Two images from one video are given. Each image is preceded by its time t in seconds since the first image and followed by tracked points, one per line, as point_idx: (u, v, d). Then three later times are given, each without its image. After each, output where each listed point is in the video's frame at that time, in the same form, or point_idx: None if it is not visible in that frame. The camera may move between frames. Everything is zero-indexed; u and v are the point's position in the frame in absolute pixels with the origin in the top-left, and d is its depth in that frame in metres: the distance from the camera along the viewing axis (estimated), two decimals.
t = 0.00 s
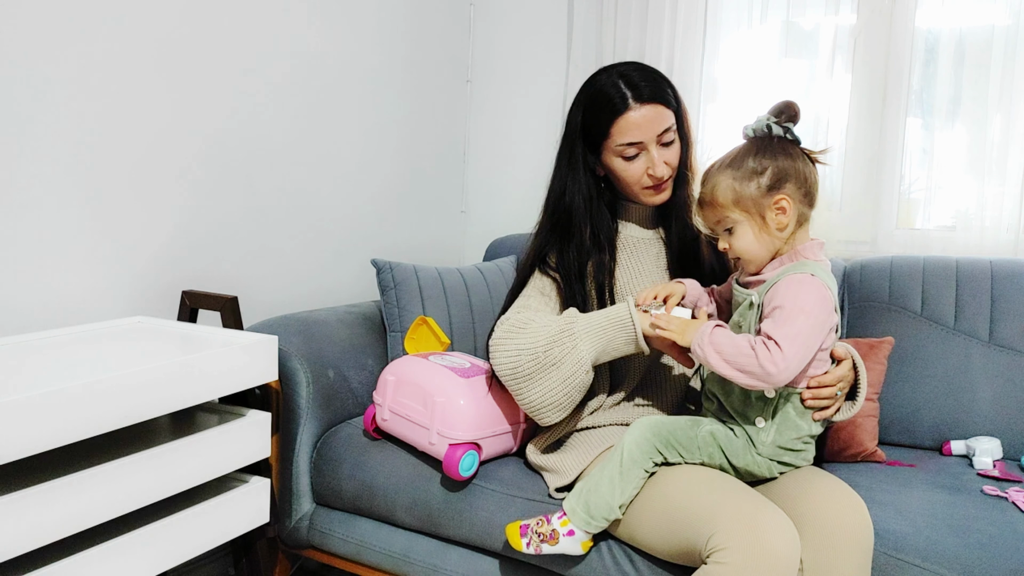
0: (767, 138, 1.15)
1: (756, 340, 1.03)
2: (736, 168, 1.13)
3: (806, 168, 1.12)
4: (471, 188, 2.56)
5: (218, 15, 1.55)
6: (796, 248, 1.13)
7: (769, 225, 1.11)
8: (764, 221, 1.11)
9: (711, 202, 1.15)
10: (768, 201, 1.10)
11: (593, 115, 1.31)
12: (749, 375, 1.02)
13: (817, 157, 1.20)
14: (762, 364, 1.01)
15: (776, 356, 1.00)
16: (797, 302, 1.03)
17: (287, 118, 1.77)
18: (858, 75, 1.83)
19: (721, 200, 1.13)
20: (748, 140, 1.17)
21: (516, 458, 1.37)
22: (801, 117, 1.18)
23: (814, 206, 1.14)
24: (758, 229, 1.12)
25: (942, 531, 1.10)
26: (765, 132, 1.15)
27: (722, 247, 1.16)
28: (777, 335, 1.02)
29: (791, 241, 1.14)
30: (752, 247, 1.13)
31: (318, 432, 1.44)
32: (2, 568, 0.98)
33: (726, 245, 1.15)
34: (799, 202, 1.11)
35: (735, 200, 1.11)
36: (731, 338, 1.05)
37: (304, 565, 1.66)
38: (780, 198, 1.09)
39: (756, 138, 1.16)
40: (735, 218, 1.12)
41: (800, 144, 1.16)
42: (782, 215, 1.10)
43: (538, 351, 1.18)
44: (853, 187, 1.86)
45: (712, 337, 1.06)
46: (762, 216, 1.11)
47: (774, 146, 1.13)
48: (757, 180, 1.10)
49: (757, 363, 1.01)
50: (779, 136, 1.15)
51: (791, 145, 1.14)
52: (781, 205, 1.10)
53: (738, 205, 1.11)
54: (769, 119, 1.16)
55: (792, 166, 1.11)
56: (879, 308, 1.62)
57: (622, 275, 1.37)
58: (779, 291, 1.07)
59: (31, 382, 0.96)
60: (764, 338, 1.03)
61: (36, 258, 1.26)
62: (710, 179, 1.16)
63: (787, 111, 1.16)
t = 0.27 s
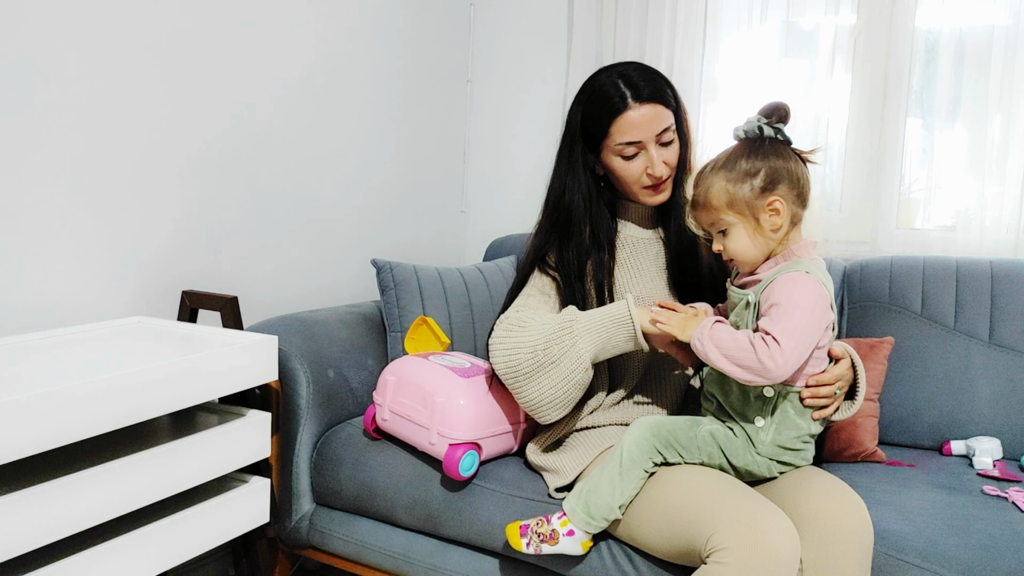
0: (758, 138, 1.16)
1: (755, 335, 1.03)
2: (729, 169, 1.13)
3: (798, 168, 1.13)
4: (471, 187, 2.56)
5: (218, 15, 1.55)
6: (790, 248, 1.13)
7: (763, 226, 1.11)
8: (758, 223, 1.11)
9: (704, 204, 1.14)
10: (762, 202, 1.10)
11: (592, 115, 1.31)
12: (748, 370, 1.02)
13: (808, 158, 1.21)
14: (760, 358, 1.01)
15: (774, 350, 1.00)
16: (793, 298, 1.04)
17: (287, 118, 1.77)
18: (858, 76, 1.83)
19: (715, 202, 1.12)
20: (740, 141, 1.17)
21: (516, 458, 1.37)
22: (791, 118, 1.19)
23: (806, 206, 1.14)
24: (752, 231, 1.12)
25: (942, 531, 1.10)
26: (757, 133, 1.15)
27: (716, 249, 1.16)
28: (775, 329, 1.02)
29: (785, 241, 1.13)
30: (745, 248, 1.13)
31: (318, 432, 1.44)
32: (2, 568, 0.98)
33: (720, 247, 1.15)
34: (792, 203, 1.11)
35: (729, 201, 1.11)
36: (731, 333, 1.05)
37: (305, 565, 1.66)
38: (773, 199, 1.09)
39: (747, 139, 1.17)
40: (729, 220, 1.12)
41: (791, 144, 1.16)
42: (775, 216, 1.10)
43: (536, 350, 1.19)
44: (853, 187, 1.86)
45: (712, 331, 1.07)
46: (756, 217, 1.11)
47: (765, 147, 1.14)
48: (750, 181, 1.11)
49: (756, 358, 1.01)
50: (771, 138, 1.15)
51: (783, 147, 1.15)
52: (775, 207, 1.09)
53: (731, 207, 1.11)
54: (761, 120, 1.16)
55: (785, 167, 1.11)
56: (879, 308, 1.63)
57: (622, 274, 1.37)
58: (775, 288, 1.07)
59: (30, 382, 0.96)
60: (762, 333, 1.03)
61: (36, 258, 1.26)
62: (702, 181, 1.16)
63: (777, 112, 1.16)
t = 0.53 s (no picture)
0: (754, 139, 1.16)
1: (755, 329, 1.03)
2: (724, 170, 1.13)
3: (794, 169, 1.12)
4: (471, 188, 2.56)
5: (218, 15, 1.55)
6: (786, 248, 1.13)
7: (760, 226, 1.11)
8: (755, 223, 1.11)
9: (701, 205, 1.14)
10: (758, 202, 1.10)
11: (591, 112, 1.31)
12: (748, 364, 1.02)
13: (803, 158, 1.20)
14: (762, 352, 1.01)
15: (775, 344, 1.00)
16: (793, 295, 1.04)
17: (288, 118, 1.77)
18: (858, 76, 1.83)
19: (712, 204, 1.12)
20: (735, 142, 1.17)
21: (516, 458, 1.37)
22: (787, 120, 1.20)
23: (803, 206, 1.14)
24: (749, 231, 1.12)
25: (943, 531, 1.10)
26: (753, 134, 1.16)
27: (713, 250, 1.16)
28: (776, 324, 1.02)
29: (781, 241, 1.14)
30: (743, 248, 1.12)
31: (318, 432, 1.44)
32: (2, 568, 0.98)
33: (717, 247, 1.15)
34: (789, 203, 1.11)
35: (726, 202, 1.11)
36: (733, 328, 1.05)
37: (305, 566, 1.66)
38: (770, 199, 1.09)
39: (742, 141, 1.17)
40: (726, 220, 1.12)
41: (786, 146, 1.16)
42: (772, 216, 1.10)
43: (534, 347, 1.19)
44: (853, 187, 1.86)
45: (715, 327, 1.06)
46: (752, 218, 1.11)
47: (761, 148, 1.14)
48: (746, 182, 1.10)
49: (757, 351, 1.01)
50: (766, 139, 1.15)
51: (779, 147, 1.15)
52: (772, 207, 1.10)
53: (727, 208, 1.11)
54: (756, 122, 1.17)
55: (781, 167, 1.11)
56: (879, 307, 1.63)
57: (622, 274, 1.37)
58: (775, 286, 1.07)
59: (30, 382, 0.96)
60: (763, 327, 1.03)
61: (36, 258, 1.26)
62: (698, 182, 1.16)
63: (772, 113, 1.17)
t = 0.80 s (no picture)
0: (753, 140, 1.16)
1: (749, 327, 1.04)
2: (724, 170, 1.13)
3: (793, 170, 1.12)
4: (471, 188, 2.56)
5: (218, 15, 1.55)
6: (785, 247, 1.13)
7: (759, 226, 1.11)
8: (753, 222, 1.11)
9: (700, 204, 1.14)
10: (757, 201, 1.10)
11: (592, 111, 1.31)
12: (742, 362, 1.02)
13: (802, 159, 1.20)
14: (756, 348, 1.01)
15: (769, 340, 1.00)
16: (787, 292, 1.04)
17: (288, 118, 1.77)
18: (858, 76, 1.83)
19: (711, 203, 1.12)
20: (733, 142, 1.17)
21: (516, 458, 1.37)
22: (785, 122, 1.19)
23: (802, 207, 1.14)
24: (748, 230, 1.12)
25: (942, 531, 1.10)
26: (751, 134, 1.15)
27: (712, 249, 1.16)
28: (769, 320, 1.02)
29: (780, 241, 1.13)
30: (742, 247, 1.12)
31: (318, 432, 1.44)
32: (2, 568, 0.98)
33: (716, 247, 1.15)
34: (788, 203, 1.11)
35: (724, 202, 1.11)
36: (726, 329, 1.05)
37: (304, 566, 1.66)
38: (768, 199, 1.09)
39: (741, 141, 1.16)
40: (725, 219, 1.12)
41: (785, 147, 1.16)
42: (771, 216, 1.10)
43: (534, 347, 1.19)
44: (853, 187, 1.86)
45: (709, 329, 1.07)
46: (751, 217, 1.11)
47: (760, 149, 1.13)
48: (745, 182, 1.10)
49: (751, 348, 1.01)
50: (765, 139, 1.15)
51: (778, 148, 1.14)
52: (770, 206, 1.10)
53: (726, 207, 1.11)
54: (755, 122, 1.17)
55: (780, 167, 1.11)
56: (879, 308, 1.63)
57: (622, 274, 1.37)
58: (770, 286, 1.07)
59: (30, 382, 0.96)
60: (757, 326, 1.04)
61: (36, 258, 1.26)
62: (697, 182, 1.16)
63: (772, 114, 1.17)
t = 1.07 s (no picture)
0: (750, 140, 1.16)
1: (751, 327, 1.04)
2: (720, 170, 1.13)
3: (789, 169, 1.13)
4: (471, 188, 2.56)
5: (218, 15, 1.55)
6: (782, 248, 1.13)
7: (756, 225, 1.11)
8: (750, 222, 1.11)
9: (697, 205, 1.14)
10: (753, 201, 1.10)
11: (592, 111, 1.31)
12: (746, 362, 1.02)
13: (799, 159, 1.20)
14: (760, 347, 1.01)
15: (772, 339, 1.00)
16: (786, 292, 1.04)
17: (288, 118, 1.77)
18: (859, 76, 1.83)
19: (708, 204, 1.12)
20: (730, 143, 1.17)
21: (516, 458, 1.37)
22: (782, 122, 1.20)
23: (799, 206, 1.13)
24: (745, 230, 1.12)
25: (942, 531, 1.10)
26: (748, 135, 1.16)
27: (710, 249, 1.16)
28: (770, 319, 1.02)
29: (777, 241, 1.13)
30: (740, 247, 1.12)
31: (318, 432, 1.44)
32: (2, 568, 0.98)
33: (714, 247, 1.15)
34: (785, 202, 1.11)
35: (722, 202, 1.11)
36: (729, 328, 1.05)
37: (304, 566, 1.66)
38: (765, 198, 1.09)
39: (738, 141, 1.17)
40: (722, 220, 1.12)
41: (782, 146, 1.17)
42: (768, 215, 1.10)
43: (534, 349, 1.19)
44: (853, 187, 1.86)
45: (711, 330, 1.06)
46: (749, 217, 1.11)
47: (756, 149, 1.14)
48: (742, 182, 1.10)
49: (754, 348, 1.01)
50: (762, 139, 1.15)
51: (774, 148, 1.15)
52: (767, 206, 1.10)
53: (724, 207, 1.11)
54: (751, 123, 1.17)
55: (776, 167, 1.11)
56: (879, 307, 1.63)
57: (622, 274, 1.37)
58: (769, 286, 1.07)
59: (30, 382, 0.96)
60: (758, 325, 1.04)
61: (36, 258, 1.26)
62: (695, 182, 1.15)
63: (769, 114, 1.18)
